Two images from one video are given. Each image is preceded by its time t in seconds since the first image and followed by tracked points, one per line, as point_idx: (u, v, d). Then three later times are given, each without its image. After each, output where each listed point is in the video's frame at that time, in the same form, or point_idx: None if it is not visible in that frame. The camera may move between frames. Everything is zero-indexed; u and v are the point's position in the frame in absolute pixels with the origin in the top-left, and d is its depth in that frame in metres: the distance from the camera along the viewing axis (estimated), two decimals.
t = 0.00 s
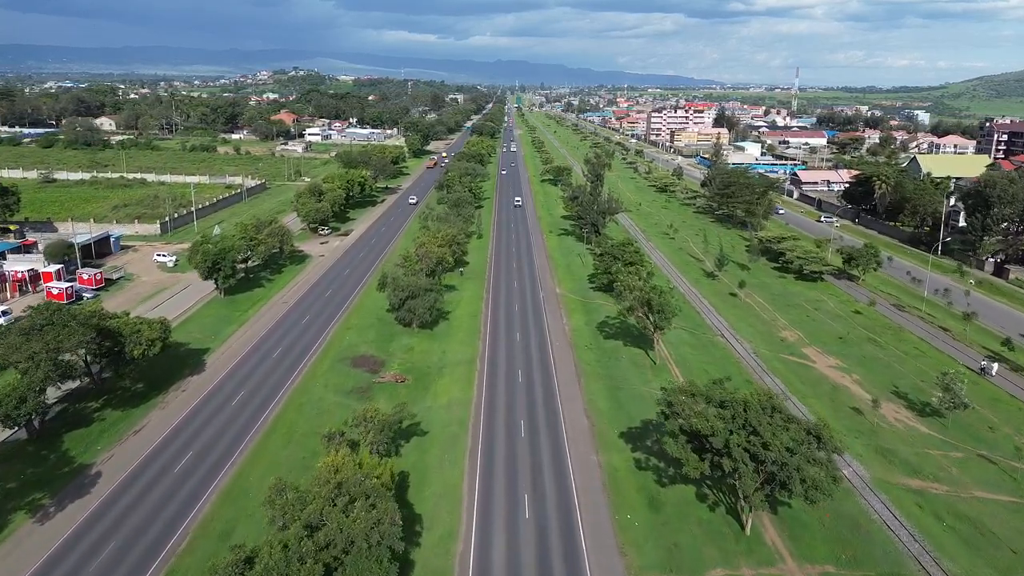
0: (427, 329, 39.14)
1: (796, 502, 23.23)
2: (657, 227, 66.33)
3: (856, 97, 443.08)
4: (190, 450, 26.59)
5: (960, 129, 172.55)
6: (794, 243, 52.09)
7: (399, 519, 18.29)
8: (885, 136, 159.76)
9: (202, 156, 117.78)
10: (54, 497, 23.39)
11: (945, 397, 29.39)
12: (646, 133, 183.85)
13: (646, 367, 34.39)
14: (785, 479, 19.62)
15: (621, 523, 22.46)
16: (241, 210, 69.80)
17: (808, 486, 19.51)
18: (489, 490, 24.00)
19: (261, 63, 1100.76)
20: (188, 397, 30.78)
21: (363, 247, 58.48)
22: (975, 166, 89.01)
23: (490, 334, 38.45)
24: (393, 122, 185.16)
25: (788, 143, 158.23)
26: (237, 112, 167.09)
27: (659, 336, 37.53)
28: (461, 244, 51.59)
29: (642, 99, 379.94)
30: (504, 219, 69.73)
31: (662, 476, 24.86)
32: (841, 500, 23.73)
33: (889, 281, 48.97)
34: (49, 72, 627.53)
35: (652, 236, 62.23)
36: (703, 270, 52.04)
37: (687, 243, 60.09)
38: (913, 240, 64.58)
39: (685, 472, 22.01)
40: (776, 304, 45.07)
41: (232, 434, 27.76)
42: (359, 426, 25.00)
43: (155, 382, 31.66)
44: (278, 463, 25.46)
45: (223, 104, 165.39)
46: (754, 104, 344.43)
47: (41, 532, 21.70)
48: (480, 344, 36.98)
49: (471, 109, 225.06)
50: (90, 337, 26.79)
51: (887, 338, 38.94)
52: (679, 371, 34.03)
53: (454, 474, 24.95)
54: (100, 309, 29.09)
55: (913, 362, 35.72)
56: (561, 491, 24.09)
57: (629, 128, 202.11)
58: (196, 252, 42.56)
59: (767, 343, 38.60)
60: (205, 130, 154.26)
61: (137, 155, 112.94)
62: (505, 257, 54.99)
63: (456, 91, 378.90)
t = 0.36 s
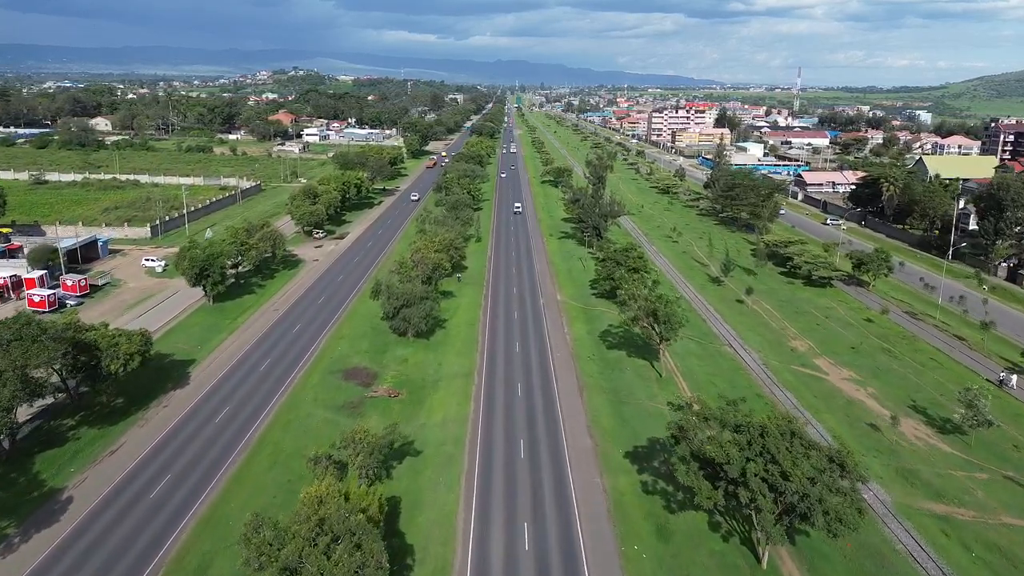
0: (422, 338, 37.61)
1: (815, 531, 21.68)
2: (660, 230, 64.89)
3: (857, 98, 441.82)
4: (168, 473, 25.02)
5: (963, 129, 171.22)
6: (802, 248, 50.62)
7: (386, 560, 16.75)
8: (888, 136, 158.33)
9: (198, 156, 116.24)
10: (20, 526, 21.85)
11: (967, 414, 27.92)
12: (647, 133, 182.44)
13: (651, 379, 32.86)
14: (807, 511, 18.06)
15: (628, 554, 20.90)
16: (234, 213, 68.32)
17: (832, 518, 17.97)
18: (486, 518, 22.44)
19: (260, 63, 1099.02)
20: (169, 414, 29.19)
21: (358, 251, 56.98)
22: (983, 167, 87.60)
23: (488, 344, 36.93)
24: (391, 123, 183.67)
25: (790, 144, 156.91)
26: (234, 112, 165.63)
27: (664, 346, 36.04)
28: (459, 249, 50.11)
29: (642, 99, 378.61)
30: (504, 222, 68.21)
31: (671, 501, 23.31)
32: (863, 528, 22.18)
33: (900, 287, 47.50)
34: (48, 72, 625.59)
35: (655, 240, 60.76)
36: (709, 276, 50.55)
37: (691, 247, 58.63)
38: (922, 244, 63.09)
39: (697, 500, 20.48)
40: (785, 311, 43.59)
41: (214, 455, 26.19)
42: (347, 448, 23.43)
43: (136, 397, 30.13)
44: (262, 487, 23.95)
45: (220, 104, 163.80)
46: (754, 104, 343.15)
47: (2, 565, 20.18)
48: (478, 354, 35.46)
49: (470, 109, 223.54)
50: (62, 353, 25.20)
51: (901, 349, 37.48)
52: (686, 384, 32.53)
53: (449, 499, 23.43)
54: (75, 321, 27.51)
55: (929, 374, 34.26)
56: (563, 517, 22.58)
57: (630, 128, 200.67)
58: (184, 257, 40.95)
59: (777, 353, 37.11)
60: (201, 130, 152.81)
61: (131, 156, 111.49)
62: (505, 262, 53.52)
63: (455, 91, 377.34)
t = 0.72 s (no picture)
0: (418, 348, 36.06)
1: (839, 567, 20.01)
2: (663, 234, 63.42)
3: (858, 98, 440.48)
4: (143, 500, 23.55)
5: (967, 129, 169.75)
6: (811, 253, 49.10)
7: None
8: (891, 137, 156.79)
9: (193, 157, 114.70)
10: None
11: (992, 433, 26.43)
12: (648, 133, 180.92)
13: (657, 393, 31.33)
14: (831, 550, 16.44)
15: None
16: (227, 216, 66.78)
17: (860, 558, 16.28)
18: (482, 549, 20.93)
19: (260, 62, 1097.80)
20: (148, 433, 27.71)
21: (353, 255, 55.45)
22: (991, 170, 86.13)
23: (487, 354, 35.42)
24: (390, 123, 182.11)
25: (793, 144, 155.37)
26: (231, 112, 164.11)
27: (671, 358, 34.50)
28: (456, 253, 48.56)
29: (642, 99, 377.45)
30: (504, 225, 66.67)
31: (681, 531, 21.75)
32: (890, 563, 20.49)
33: (913, 294, 45.97)
34: (47, 72, 624.23)
35: (658, 244, 59.24)
36: (714, 282, 49.04)
37: (695, 251, 57.12)
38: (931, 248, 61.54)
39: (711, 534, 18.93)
40: (794, 319, 42.06)
41: (192, 479, 24.72)
42: (334, 473, 21.93)
43: (114, 414, 28.65)
44: (242, 515, 22.45)
45: (217, 104, 162.15)
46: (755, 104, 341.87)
47: None
48: (476, 366, 33.94)
49: (469, 109, 221.97)
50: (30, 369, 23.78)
51: (917, 360, 35.97)
52: (694, 398, 31.02)
53: (443, 527, 21.91)
54: (48, 334, 26.08)
55: (948, 388, 32.74)
56: (565, 548, 21.04)
57: (630, 129, 199.17)
58: (170, 264, 39.28)
59: (787, 365, 35.60)
60: (198, 131, 151.25)
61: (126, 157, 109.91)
62: (504, 266, 51.99)
63: (455, 91, 375.83)
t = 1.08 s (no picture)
0: (412, 359, 34.50)
1: None
2: (666, 237, 61.90)
3: (859, 98, 439.15)
4: (116, 527, 22.10)
5: (970, 130, 168.58)
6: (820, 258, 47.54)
7: None
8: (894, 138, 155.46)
9: (188, 158, 113.18)
10: None
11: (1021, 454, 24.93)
12: (649, 134, 179.42)
13: (664, 409, 29.77)
14: None
15: None
16: (219, 219, 65.27)
17: None
18: None
19: (259, 62, 1096.38)
20: (125, 453, 26.22)
21: (348, 260, 53.93)
22: (998, 171, 85.00)
23: (484, 366, 33.88)
24: (389, 124, 180.52)
25: (795, 145, 154.12)
26: (228, 113, 162.56)
27: (677, 371, 32.91)
28: (454, 258, 47.04)
29: (642, 100, 376.42)
30: (503, 228, 65.17)
31: (692, 565, 20.15)
32: None
33: (926, 302, 44.50)
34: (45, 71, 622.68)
35: (661, 248, 57.75)
36: (720, 288, 47.54)
37: (700, 255, 55.61)
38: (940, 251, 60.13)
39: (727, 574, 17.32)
40: (804, 328, 40.59)
41: (169, 505, 23.23)
42: (318, 502, 20.41)
43: (90, 432, 27.17)
44: (221, 547, 20.93)
45: (215, 104, 160.64)
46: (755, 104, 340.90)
47: None
48: (473, 379, 32.40)
49: (469, 109, 220.60)
50: None
51: (934, 372, 34.49)
52: (702, 415, 29.48)
53: (436, 559, 20.38)
54: (18, 350, 24.64)
55: (968, 403, 31.28)
56: None
57: (631, 129, 197.85)
58: (156, 271, 37.63)
59: (799, 377, 34.08)
60: (194, 131, 149.69)
61: (120, 158, 108.33)
62: (503, 272, 50.48)
63: (455, 91, 374.56)
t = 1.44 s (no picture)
0: (406, 372, 32.82)
1: None
2: (670, 241, 60.38)
3: (860, 98, 437.55)
4: (85, 558, 20.55)
5: (973, 130, 167.23)
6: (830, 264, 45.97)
7: None
8: (897, 138, 154.12)
9: (184, 159, 111.63)
10: None
11: None
12: (650, 134, 177.80)
13: (671, 427, 28.23)
14: None
15: None
16: (212, 222, 63.71)
17: None
18: None
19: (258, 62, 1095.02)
20: (99, 476, 24.64)
21: (343, 265, 52.36)
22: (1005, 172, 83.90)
23: (482, 379, 32.28)
24: (387, 124, 178.85)
25: (797, 146, 152.76)
26: (225, 113, 161.00)
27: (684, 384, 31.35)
28: (451, 264, 45.47)
29: (642, 100, 375.36)
30: (502, 231, 63.63)
31: None
32: None
33: (941, 310, 42.97)
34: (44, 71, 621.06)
35: (665, 252, 56.22)
36: (726, 295, 45.97)
37: (704, 260, 54.08)
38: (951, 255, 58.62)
39: None
40: (815, 337, 39.03)
41: (142, 535, 21.60)
42: (300, 536, 18.85)
43: (63, 453, 25.66)
44: None
45: (212, 104, 159.15)
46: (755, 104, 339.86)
47: None
48: (470, 394, 30.80)
49: (468, 109, 219.10)
50: None
51: (954, 386, 32.95)
52: (712, 434, 27.90)
53: None
54: None
55: (991, 420, 29.73)
56: None
57: (632, 130, 196.44)
58: (139, 279, 35.96)
59: (812, 391, 32.50)
60: (191, 132, 148.12)
61: (114, 159, 106.77)
62: (502, 278, 48.94)
63: (455, 91, 373.25)
